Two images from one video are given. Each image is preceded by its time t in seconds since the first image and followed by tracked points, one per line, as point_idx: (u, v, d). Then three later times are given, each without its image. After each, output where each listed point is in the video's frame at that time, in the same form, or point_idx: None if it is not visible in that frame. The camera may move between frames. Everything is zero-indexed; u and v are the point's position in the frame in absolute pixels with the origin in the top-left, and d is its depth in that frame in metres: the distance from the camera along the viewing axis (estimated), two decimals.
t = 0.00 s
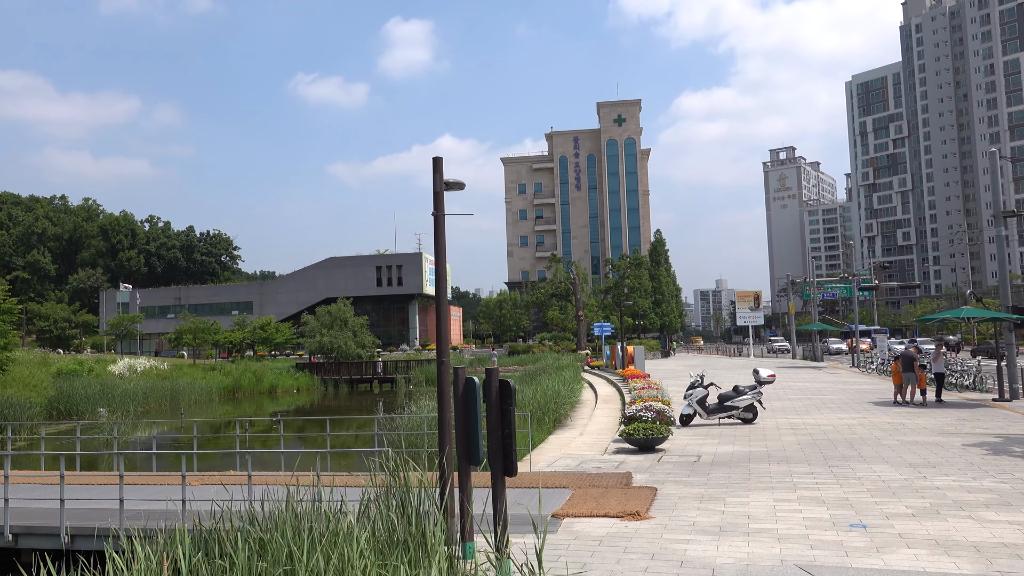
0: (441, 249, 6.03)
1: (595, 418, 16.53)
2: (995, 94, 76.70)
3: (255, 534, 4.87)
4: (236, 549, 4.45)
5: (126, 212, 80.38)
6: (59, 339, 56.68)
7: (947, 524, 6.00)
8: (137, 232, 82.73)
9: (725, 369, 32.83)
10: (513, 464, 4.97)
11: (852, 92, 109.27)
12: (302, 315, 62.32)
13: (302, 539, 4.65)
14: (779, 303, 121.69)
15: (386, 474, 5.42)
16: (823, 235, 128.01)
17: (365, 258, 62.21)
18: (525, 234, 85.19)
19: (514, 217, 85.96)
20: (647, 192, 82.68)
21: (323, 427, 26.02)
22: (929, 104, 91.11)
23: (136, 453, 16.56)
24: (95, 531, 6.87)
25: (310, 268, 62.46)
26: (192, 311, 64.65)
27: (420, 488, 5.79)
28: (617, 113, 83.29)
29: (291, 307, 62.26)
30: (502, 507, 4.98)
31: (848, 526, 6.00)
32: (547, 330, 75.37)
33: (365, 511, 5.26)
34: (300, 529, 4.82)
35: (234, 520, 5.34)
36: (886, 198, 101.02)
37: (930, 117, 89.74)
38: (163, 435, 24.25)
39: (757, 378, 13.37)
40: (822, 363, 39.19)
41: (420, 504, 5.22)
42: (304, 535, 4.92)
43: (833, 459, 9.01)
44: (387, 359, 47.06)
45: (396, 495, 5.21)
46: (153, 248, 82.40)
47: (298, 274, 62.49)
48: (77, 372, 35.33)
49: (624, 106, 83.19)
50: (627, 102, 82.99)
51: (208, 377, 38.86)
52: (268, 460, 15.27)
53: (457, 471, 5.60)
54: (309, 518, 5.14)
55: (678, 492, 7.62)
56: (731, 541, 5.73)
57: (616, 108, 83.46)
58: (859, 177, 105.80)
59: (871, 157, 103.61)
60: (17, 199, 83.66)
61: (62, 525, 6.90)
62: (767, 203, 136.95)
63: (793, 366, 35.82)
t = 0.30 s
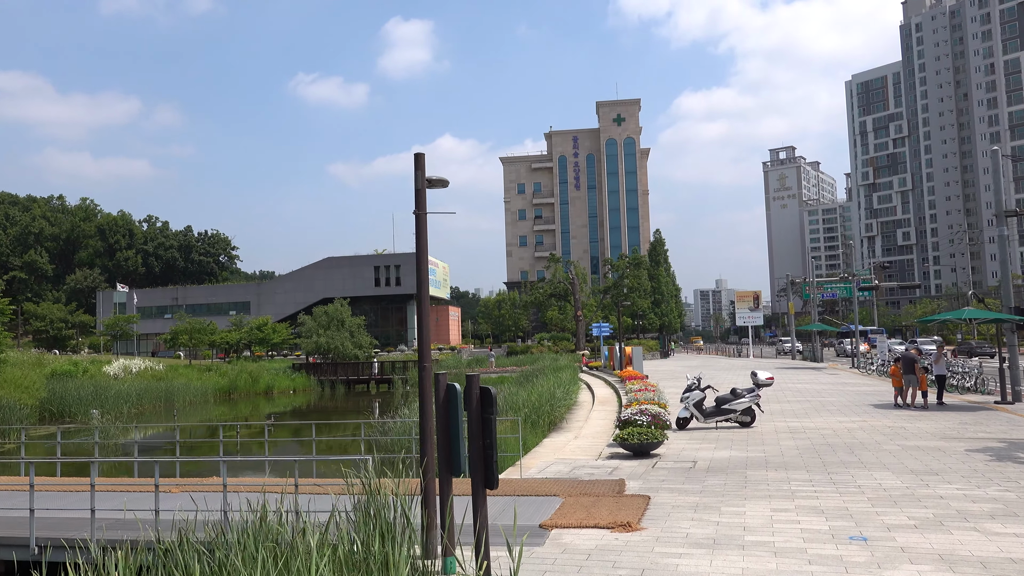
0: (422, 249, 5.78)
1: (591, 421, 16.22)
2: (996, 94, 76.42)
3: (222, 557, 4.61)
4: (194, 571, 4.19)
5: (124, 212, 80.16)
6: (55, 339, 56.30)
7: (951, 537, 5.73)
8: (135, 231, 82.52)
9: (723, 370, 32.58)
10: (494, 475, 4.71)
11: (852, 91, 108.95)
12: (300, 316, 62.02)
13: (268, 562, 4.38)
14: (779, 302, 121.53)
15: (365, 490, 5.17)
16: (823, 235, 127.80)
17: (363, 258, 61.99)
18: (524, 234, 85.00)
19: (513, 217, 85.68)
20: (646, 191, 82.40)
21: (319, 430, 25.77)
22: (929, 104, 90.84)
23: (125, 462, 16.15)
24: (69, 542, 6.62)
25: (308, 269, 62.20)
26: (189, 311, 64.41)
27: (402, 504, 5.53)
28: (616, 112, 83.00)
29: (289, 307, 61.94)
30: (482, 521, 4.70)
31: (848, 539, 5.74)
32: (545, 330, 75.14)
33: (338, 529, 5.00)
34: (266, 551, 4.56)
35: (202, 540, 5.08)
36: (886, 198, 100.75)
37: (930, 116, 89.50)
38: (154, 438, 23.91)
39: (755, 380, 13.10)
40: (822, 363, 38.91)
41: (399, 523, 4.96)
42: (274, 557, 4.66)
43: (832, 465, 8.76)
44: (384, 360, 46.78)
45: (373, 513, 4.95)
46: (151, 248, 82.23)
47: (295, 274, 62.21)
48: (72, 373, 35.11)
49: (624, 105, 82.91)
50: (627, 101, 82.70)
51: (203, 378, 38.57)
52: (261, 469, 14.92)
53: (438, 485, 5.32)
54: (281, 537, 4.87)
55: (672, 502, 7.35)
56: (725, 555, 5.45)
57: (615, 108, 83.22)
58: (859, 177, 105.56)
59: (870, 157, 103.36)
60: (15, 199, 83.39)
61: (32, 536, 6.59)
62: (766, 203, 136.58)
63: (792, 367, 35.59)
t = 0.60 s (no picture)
0: (406, 243, 5.51)
1: (587, 421, 15.93)
2: (998, 93, 76.10)
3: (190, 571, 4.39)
4: None
5: (122, 211, 79.93)
6: (53, 339, 55.85)
7: (959, 547, 5.46)
8: (134, 230, 82.38)
9: (722, 370, 32.34)
10: (476, 483, 4.45)
11: (853, 91, 108.66)
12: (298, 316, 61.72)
13: None
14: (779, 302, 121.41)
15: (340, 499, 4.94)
16: (824, 236, 127.55)
17: (362, 257, 61.74)
18: (524, 233, 84.81)
19: (512, 217, 85.40)
20: (646, 191, 82.15)
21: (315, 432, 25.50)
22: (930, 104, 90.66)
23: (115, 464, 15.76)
24: (43, 549, 6.41)
25: (307, 268, 61.95)
26: (187, 311, 64.15)
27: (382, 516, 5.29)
28: (616, 112, 82.83)
29: (288, 306, 61.63)
30: (463, 533, 4.44)
31: (851, 549, 5.48)
32: (545, 330, 74.84)
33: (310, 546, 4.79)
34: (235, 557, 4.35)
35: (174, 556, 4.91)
36: (887, 198, 100.49)
37: (931, 116, 89.26)
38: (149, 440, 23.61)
39: (754, 381, 12.84)
40: (823, 363, 38.68)
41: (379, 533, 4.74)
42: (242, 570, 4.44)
43: (834, 470, 8.49)
44: (383, 360, 46.52)
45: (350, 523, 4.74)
46: (150, 247, 82.02)
47: (294, 274, 61.99)
48: (68, 373, 34.85)
49: (624, 104, 82.66)
50: (627, 100, 82.47)
51: (200, 378, 38.31)
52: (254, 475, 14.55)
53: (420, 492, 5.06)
54: (252, 548, 4.65)
55: (667, 507, 7.10)
56: (722, 565, 5.19)
57: (616, 107, 82.99)
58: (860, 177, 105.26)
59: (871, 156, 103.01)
60: (13, 198, 83.06)
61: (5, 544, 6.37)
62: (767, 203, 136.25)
63: (792, 367, 35.36)
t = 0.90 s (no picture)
0: (383, 239, 5.28)
1: (583, 423, 15.66)
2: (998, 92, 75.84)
3: None
4: None
5: (120, 210, 79.70)
6: (49, 339, 55.45)
7: (964, 558, 5.18)
8: (132, 230, 82.16)
9: (721, 370, 32.09)
10: (453, 493, 4.23)
11: (853, 90, 108.38)
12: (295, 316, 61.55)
13: None
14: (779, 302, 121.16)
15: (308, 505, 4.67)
16: (824, 235, 127.29)
17: (360, 257, 61.57)
18: (523, 232, 84.66)
19: (511, 217, 85.11)
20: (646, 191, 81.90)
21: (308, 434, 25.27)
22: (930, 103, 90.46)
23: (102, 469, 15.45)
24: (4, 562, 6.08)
25: (304, 268, 61.75)
26: (183, 311, 63.90)
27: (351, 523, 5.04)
28: (615, 111, 82.64)
29: (284, 306, 61.51)
30: (439, 545, 4.23)
31: (850, 561, 5.21)
32: (544, 330, 74.64)
33: (274, 557, 4.56)
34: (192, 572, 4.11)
35: (126, 565, 4.61)
36: (887, 198, 100.24)
37: (931, 115, 89.04)
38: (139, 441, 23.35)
39: (753, 382, 12.57)
40: (822, 363, 38.49)
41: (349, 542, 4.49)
42: None
43: (833, 474, 8.23)
44: (379, 360, 46.24)
45: (319, 531, 4.46)
46: (148, 247, 81.83)
47: (291, 273, 61.74)
48: (62, 373, 34.62)
49: (622, 104, 82.51)
50: (626, 99, 82.24)
51: (195, 379, 38.01)
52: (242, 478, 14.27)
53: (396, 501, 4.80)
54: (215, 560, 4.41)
55: (659, 515, 6.84)
56: None
57: (614, 106, 82.80)
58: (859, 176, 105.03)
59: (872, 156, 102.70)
60: (11, 197, 82.71)
61: None
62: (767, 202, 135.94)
63: (792, 367, 35.10)
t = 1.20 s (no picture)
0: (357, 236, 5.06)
1: (578, 425, 15.38)
2: (998, 91, 75.65)
3: None
4: None
5: (117, 211, 79.47)
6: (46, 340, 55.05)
7: (967, 568, 4.92)
8: (129, 231, 81.92)
9: (719, 370, 31.84)
10: (424, 504, 4.18)
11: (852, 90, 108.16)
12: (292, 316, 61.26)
13: None
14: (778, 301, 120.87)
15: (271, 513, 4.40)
16: (824, 235, 127.04)
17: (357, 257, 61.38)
18: (521, 233, 84.40)
19: (510, 217, 84.84)
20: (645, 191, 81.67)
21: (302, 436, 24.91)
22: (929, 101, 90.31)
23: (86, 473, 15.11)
24: None
25: (301, 268, 61.45)
26: (180, 312, 63.61)
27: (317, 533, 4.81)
28: (613, 111, 82.57)
29: (282, 307, 61.28)
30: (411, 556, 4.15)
31: (848, 571, 4.96)
32: (543, 330, 74.31)
33: (231, 572, 4.30)
34: None
35: None
36: (887, 197, 100.03)
37: (931, 114, 88.88)
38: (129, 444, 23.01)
39: (750, 382, 12.32)
40: (821, 363, 38.22)
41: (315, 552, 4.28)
42: None
43: (831, 478, 7.99)
44: (376, 361, 46.01)
45: (283, 541, 4.20)
46: (146, 248, 81.57)
47: (289, 274, 61.52)
48: (57, 375, 34.35)
49: (621, 103, 82.41)
50: (624, 99, 82.13)
51: (190, 380, 37.70)
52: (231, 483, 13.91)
53: (361, 509, 4.63)
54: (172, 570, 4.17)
55: (649, 522, 6.58)
56: None
57: (613, 106, 82.70)
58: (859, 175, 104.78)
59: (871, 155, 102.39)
60: (8, 199, 82.40)
61: None
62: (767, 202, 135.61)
63: (790, 367, 34.85)
